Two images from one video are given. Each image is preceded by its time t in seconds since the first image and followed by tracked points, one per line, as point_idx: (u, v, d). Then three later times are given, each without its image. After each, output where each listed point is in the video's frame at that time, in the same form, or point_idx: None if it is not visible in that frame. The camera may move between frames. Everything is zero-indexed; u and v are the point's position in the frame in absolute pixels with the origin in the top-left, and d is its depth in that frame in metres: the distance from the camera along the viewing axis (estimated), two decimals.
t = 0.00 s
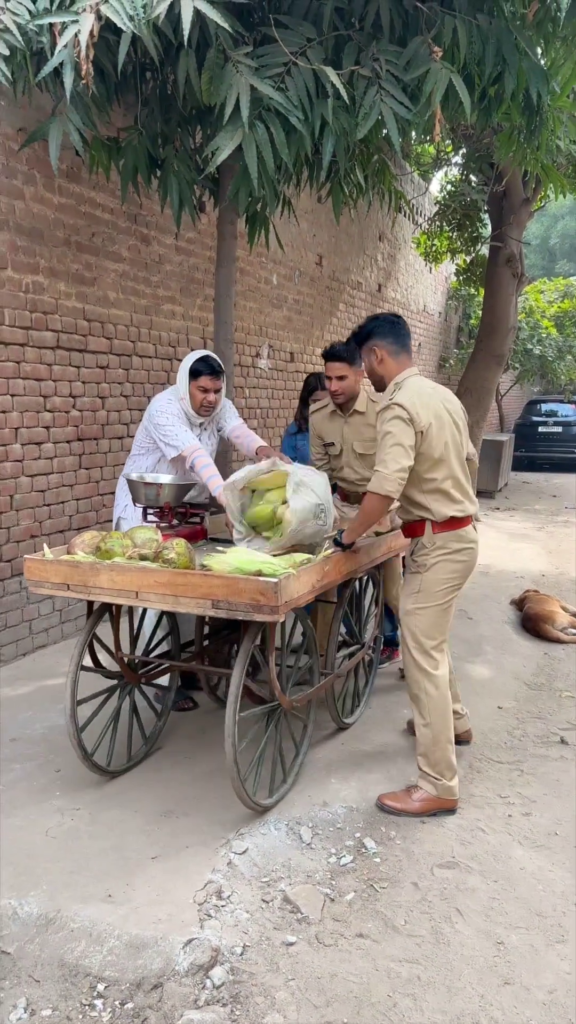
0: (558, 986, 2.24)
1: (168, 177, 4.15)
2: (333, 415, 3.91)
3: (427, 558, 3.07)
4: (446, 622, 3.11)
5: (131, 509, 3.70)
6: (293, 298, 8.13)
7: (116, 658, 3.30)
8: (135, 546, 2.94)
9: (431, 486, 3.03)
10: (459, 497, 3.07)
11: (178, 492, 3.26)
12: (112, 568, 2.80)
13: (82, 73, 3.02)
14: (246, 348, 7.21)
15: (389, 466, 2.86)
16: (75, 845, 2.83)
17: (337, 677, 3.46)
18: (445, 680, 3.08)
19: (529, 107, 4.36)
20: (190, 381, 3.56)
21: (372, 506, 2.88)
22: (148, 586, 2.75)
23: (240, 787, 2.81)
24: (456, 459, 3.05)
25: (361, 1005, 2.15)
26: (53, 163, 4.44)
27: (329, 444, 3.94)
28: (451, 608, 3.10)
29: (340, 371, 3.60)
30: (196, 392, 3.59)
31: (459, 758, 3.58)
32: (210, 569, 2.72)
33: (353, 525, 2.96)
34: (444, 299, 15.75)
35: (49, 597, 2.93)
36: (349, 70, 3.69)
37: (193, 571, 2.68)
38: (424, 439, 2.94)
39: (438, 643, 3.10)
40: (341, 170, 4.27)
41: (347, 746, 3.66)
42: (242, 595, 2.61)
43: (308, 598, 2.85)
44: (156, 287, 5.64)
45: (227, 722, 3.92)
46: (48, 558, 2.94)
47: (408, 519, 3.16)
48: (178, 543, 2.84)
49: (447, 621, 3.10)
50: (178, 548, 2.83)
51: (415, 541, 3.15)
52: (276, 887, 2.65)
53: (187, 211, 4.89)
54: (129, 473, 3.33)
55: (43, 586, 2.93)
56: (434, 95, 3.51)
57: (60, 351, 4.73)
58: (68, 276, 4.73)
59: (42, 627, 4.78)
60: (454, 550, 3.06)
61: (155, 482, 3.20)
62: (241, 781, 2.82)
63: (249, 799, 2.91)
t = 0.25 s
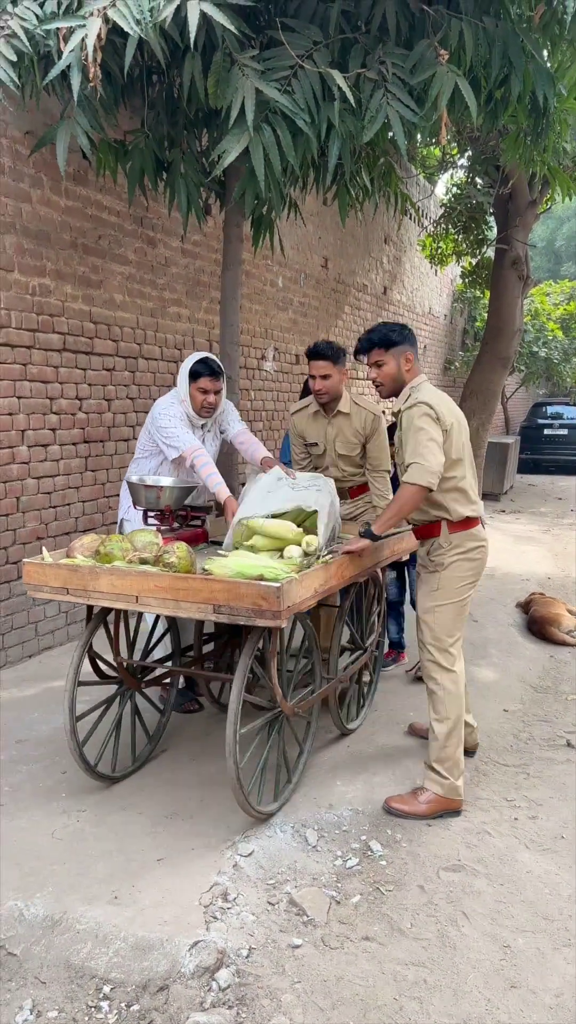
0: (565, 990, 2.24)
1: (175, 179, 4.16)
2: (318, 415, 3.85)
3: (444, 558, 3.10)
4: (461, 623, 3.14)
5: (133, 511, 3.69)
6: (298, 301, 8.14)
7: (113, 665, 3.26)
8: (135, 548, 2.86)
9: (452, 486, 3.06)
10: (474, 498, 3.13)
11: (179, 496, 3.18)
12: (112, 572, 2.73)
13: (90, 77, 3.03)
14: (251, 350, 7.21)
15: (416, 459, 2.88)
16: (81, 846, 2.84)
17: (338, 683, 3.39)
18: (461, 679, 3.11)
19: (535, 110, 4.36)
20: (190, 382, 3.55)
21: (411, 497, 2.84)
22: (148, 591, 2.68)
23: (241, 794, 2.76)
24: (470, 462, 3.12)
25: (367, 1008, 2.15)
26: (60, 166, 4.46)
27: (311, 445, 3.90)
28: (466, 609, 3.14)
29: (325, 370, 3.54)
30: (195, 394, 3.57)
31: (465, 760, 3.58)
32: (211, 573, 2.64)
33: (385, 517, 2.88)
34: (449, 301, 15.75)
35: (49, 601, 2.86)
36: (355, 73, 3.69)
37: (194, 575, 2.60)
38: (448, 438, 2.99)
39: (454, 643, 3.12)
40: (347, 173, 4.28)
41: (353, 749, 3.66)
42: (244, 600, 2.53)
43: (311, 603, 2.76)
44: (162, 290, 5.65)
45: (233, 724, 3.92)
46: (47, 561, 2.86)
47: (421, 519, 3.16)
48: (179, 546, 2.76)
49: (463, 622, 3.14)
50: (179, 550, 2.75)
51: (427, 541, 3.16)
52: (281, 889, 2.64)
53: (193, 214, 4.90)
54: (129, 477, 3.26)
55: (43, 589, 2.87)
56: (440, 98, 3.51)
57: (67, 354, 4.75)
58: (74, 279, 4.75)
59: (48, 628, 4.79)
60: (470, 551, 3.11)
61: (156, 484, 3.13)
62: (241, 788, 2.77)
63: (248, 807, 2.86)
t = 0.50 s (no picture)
0: (571, 996, 2.23)
1: (181, 182, 4.17)
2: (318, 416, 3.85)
3: (469, 557, 3.10)
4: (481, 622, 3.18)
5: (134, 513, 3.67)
6: (304, 303, 8.14)
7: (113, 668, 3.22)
8: (135, 553, 2.77)
9: (469, 487, 3.08)
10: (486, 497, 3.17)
11: (179, 499, 3.07)
12: (111, 577, 2.65)
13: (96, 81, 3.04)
14: (257, 352, 7.22)
15: (440, 461, 2.89)
16: (86, 848, 2.84)
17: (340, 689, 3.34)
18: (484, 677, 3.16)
19: (541, 112, 4.35)
20: (186, 376, 3.52)
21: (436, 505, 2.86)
22: (147, 597, 2.60)
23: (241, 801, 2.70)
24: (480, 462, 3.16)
25: (373, 1012, 2.14)
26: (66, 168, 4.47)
27: (310, 445, 3.87)
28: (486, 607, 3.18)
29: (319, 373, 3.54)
30: (192, 388, 3.54)
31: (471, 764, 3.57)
32: (211, 578, 2.56)
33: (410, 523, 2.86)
34: (454, 304, 15.74)
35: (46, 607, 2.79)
36: (362, 76, 3.69)
37: (194, 580, 2.53)
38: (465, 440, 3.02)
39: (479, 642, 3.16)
40: (353, 175, 4.28)
41: (358, 752, 3.65)
42: (245, 606, 2.46)
43: (313, 608, 2.68)
44: (168, 293, 5.66)
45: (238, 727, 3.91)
46: (44, 566, 2.79)
47: (439, 521, 3.12)
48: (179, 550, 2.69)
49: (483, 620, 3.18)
50: (179, 554, 2.68)
51: (445, 542, 3.14)
52: (287, 893, 2.64)
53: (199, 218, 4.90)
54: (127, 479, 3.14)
55: (41, 594, 2.79)
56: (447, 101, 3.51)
57: (73, 356, 4.76)
58: (81, 282, 4.75)
59: (54, 630, 4.79)
60: (489, 549, 3.14)
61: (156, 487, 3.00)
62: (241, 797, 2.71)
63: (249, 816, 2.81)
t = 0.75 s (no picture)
0: None
1: (187, 185, 4.18)
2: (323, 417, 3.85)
3: (475, 562, 3.09)
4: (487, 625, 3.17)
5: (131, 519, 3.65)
6: (310, 306, 8.15)
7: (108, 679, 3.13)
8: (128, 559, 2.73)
9: (471, 494, 3.07)
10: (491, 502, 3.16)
11: (177, 505, 3.00)
12: (101, 584, 2.61)
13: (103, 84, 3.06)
14: (263, 355, 7.22)
15: (441, 469, 2.87)
16: (92, 851, 2.84)
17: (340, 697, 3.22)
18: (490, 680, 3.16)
19: (548, 115, 4.35)
20: (185, 375, 3.48)
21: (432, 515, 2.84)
22: (137, 604, 2.55)
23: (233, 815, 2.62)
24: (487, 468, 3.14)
25: (379, 1016, 2.14)
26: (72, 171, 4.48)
27: (314, 446, 3.87)
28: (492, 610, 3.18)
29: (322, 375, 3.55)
30: (190, 388, 3.52)
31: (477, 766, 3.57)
32: (200, 584, 2.51)
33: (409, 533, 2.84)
34: (460, 306, 15.73)
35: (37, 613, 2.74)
36: (368, 79, 3.70)
37: (184, 587, 2.48)
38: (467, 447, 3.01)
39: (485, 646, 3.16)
40: (359, 178, 4.28)
41: (364, 754, 3.65)
42: (234, 614, 2.40)
43: (305, 617, 2.63)
44: (174, 296, 5.67)
45: (244, 730, 3.91)
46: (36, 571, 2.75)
47: (443, 525, 3.12)
48: (171, 556, 2.64)
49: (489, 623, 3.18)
50: (171, 561, 2.62)
51: (450, 547, 3.14)
52: (293, 895, 2.63)
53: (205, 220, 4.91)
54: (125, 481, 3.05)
55: (31, 601, 2.75)
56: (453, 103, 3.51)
57: (79, 359, 4.77)
58: (87, 284, 4.76)
59: (60, 632, 4.80)
60: (494, 552, 3.13)
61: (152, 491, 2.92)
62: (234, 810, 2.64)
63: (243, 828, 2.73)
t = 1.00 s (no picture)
0: None
1: (193, 187, 4.18)
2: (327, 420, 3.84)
3: (476, 565, 3.08)
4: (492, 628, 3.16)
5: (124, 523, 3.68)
6: (315, 308, 8.15)
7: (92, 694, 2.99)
8: (110, 569, 2.60)
9: (474, 497, 3.07)
10: (496, 505, 3.15)
11: (166, 511, 2.93)
12: (78, 596, 2.48)
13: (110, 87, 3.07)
14: (268, 357, 7.23)
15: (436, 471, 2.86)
16: (99, 853, 2.84)
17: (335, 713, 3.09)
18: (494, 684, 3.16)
19: (554, 117, 4.35)
20: (185, 375, 3.49)
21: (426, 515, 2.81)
22: (115, 618, 2.42)
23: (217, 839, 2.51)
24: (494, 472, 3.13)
25: (385, 1020, 2.13)
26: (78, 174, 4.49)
27: (318, 446, 3.88)
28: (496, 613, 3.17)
29: (335, 377, 3.47)
30: (191, 387, 3.53)
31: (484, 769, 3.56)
32: (181, 598, 2.37)
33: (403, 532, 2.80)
34: (466, 308, 15.72)
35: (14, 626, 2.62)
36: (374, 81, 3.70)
37: (164, 602, 2.34)
38: (468, 449, 2.98)
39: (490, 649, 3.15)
40: (365, 181, 4.28)
41: (370, 757, 3.64)
42: (215, 630, 2.26)
43: (293, 632, 2.49)
44: (180, 298, 5.68)
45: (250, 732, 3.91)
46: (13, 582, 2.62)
47: (445, 527, 3.13)
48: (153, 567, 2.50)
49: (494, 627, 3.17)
50: (152, 572, 2.49)
51: (453, 550, 3.13)
52: (298, 898, 2.63)
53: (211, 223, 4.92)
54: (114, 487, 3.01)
55: (8, 613, 2.62)
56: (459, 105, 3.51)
57: (85, 361, 4.78)
58: (93, 287, 4.77)
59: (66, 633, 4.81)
60: (497, 556, 3.11)
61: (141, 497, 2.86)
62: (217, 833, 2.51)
63: (228, 849, 2.64)
